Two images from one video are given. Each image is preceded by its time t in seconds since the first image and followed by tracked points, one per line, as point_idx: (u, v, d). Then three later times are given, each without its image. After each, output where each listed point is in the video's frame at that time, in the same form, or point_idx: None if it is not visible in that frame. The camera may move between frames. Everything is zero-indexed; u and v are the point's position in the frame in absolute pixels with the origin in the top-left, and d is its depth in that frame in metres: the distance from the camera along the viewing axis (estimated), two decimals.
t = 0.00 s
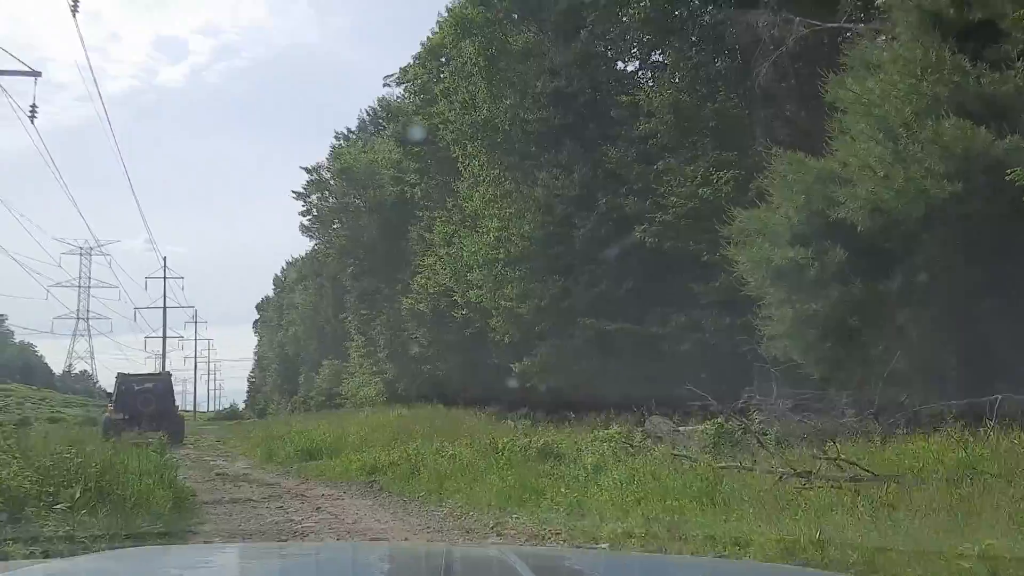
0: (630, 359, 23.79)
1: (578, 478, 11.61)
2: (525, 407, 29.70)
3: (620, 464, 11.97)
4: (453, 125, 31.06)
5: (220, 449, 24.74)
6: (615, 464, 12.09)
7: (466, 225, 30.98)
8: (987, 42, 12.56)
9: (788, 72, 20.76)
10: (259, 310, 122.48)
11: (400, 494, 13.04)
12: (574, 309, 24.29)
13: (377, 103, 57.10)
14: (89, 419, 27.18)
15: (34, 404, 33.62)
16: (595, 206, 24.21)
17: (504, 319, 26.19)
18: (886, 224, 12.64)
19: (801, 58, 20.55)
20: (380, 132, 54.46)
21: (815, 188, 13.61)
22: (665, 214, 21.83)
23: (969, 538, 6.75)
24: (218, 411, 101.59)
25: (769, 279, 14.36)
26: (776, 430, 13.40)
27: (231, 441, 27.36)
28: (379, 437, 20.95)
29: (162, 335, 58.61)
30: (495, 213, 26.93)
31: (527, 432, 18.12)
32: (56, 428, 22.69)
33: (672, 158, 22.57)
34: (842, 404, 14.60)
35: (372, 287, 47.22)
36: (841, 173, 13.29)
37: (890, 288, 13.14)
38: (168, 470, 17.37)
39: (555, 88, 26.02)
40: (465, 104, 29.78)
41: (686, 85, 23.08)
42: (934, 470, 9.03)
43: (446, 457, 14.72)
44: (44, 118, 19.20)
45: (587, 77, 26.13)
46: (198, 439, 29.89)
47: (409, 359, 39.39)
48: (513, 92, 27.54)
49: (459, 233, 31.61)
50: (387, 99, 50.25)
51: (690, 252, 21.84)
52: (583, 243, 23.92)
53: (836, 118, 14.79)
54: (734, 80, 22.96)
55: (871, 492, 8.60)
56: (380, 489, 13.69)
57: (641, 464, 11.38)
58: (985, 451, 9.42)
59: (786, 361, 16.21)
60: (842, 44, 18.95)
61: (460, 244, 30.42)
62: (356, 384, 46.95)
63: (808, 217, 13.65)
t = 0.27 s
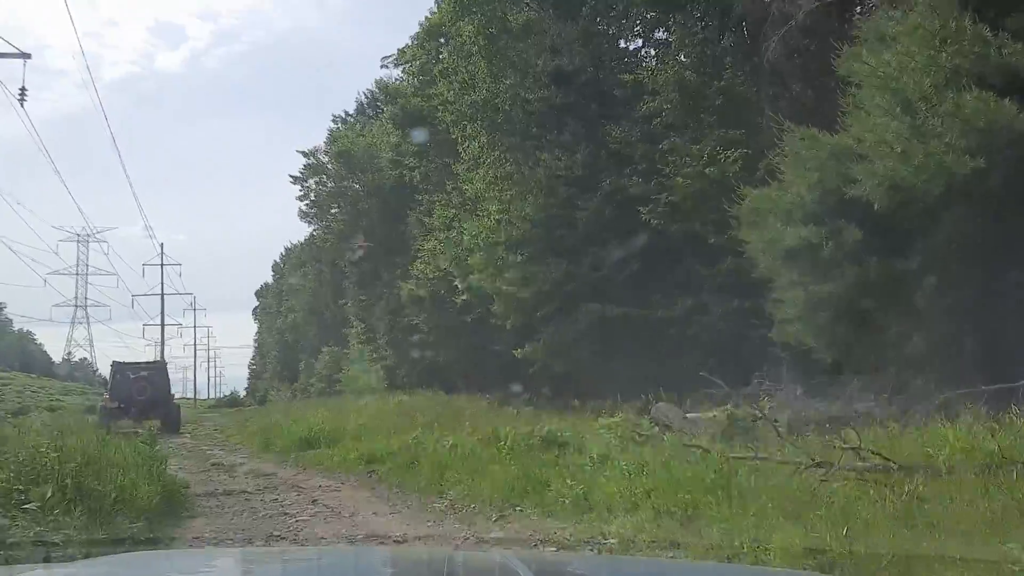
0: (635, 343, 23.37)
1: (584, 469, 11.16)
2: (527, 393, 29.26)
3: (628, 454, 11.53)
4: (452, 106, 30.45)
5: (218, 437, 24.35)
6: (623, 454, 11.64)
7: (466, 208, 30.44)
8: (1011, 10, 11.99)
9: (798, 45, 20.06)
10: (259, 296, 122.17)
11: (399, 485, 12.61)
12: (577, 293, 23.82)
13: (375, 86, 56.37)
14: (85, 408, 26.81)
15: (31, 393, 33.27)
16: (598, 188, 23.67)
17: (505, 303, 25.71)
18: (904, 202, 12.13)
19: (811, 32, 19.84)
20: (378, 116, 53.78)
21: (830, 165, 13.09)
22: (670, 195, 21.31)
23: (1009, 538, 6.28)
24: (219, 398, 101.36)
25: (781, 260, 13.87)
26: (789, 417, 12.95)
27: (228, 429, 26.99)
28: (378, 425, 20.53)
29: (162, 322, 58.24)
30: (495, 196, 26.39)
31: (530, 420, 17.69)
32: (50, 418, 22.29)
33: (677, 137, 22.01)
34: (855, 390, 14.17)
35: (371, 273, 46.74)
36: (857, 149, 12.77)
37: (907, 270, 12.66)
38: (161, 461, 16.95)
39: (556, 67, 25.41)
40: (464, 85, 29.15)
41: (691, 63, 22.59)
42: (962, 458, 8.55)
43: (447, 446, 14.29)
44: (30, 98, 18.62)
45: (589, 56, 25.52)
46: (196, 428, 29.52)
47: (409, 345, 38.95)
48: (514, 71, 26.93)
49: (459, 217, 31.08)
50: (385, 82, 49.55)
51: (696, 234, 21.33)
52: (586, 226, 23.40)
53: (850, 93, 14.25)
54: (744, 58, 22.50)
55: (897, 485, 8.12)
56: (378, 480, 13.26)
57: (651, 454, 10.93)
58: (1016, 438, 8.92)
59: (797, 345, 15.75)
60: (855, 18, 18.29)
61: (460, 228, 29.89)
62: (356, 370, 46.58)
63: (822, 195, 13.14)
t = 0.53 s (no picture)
0: (638, 337, 22.97)
1: (587, 466, 10.80)
2: (529, 387, 28.91)
3: (632, 450, 11.18)
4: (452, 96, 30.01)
5: (216, 433, 24.06)
6: (627, 451, 11.27)
7: (466, 200, 30.05)
8: None
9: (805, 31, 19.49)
10: (262, 290, 121.98)
11: (397, 482, 12.27)
12: (579, 286, 23.41)
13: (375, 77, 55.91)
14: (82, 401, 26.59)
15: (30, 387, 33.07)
16: (600, 179, 23.24)
17: (505, 296, 25.32)
18: (917, 191, 11.69)
19: (819, 18, 19.28)
20: (379, 107, 53.32)
21: (839, 152, 12.64)
22: (673, 185, 20.87)
23: None
24: (221, 392, 101.19)
25: (789, 251, 13.45)
26: (797, 412, 12.56)
27: (227, 424, 26.70)
28: (377, 420, 20.20)
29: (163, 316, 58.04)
30: (495, 187, 25.97)
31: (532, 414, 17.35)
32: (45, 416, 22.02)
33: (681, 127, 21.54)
34: (865, 384, 13.77)
35: (372, 266, 46.40)
36: (867, 136, 12.33)
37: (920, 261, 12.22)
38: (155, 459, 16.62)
39: (557, 56, 24.96)
40: (464, 74, 28.70)
41: (695, 52, 22.04)
42: (985, 456, 8.14)
43: (446, 442, 13.95)
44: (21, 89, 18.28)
45: (591, 45, 25.04)
46: (195, 423, 29.24)
47: (410, 338, 38.60)
48: (514, 61, 26.47)
49: (459, 209, 30.68)
50: (385, 73, 49.07)
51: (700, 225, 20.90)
52: (588, 218, 22.98)
53: (860, 78, 13.78)
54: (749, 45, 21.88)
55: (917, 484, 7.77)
56: (375, 477, 12.93)
57: (656, 452, 10.55)
58: None
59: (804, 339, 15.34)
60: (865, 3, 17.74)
61: (460, 220, 29.50)
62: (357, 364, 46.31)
63: (832, 184, 12.70)
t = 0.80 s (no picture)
0: (645, 329, 22.48)
1: (598, 466, 10.32)
2: (535, 382, 28.43)
3: (647, 449, 10.68)
4: (453, 86, 29.47)
5: (216, 430, 23.65)
6: (639, 449, 10.79)
7: (469, 192, 29.53)
8: None
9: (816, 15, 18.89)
10: (264, 285, 121.67)
11: (399, 483, 11.81)
12: (585, 278, 22.91)
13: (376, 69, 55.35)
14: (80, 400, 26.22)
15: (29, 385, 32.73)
16: (605, 168, 22.71)
17: (509, 289, 24.84)
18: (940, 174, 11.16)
19: None
20: (380, 99, 52.78)
21: (858, 135, 12.11)
22: (681, 173, 20.34)
23: None
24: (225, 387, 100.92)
25: (805, 239, 12.94)
26: (814, 407, 12.07)
27: (227, 421, 26.32)
28: (380, 417, 19.73)
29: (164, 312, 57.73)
30: (498, 178, 25.46)
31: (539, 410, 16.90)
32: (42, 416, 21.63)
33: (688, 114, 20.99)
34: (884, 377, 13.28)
35: (374, 259, 45.94)
36: (887, 117, 11.80)
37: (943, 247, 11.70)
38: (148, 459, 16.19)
39: (560, 43, 24.39)
40: (465, 63, 28.16)
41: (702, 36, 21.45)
42: None
43: (451, 440, 13.45)
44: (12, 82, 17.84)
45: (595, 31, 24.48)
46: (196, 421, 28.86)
47: (413, 332, 38.14)
48: (517, 49, 25.91)
49: (461, 200, 30.18)
50: (386, 65, 48.52)
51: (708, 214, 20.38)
52: (593, 208, 22.47)
53: (878, 58, 13.24)
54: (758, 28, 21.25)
55: (957, 486, 7.25)
56: (376, 477, 12.47)
57: (670, 450, 10.07)
58: None
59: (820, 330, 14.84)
60: None
61: (463, 212, 29.00)
62: (360, 359, 45.93)
63: (850, 169, 12.18)
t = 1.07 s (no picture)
0: (654, 321, 22.02)
1: (611, 466, 9.88)
2: (540, 374, 28.03)
3: (661, 446, 10.26)
4: (456, 74, 28.96)
5: (216, 425, 23.28)
6: (652, 446, 10.35)
7: (472, 182, 29.05)
8: None
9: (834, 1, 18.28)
10: (267, 278, 121.36)
11: (403, 482, 11.38)
12: (591, 269, 22.45)
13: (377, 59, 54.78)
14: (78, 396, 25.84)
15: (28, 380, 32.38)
16: (611, 156, 22.23)
17: (514, 280, 24.39)
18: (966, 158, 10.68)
19: None
20: (381, 90, 52.24)
21: (878, 118, 11.63)
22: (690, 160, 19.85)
23: None
24: (228, 380, 100.75)
25: (822, 226, 12.47)
26: (834, 400, 11.62)
27: (228, 416, 25.96)
28: (383, 412, 19.34)
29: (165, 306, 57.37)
30: (502, 167, 24.98)
31: (545, 404, 16.48)
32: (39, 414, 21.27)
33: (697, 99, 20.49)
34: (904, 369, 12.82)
35: (376, 251, 45.49)
36: (909, 99, 11.32)
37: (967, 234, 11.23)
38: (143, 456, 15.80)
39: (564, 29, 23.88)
40: (468, 51, 27.65)
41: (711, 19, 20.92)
42: None
43: (455, 436, 13.04)
44: (2, 73, 17.36)
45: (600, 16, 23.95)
46: (196, 416, 28.51)
47: (417, 324, 37.76)
48: (520, 35, 25.39)
49: (464, 191, 29.71)
50: (386, 54, 47.96)
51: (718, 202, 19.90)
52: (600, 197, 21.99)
53: (897, 38, 12.75)
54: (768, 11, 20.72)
55: (995, 487, 6.83)
56: (379, 475, 12.04)
57: (686, 449, 9.63)
58: None
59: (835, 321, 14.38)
60: None
61: (466, 202, 28.54)
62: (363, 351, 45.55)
63: (869, 153, 11.70)
